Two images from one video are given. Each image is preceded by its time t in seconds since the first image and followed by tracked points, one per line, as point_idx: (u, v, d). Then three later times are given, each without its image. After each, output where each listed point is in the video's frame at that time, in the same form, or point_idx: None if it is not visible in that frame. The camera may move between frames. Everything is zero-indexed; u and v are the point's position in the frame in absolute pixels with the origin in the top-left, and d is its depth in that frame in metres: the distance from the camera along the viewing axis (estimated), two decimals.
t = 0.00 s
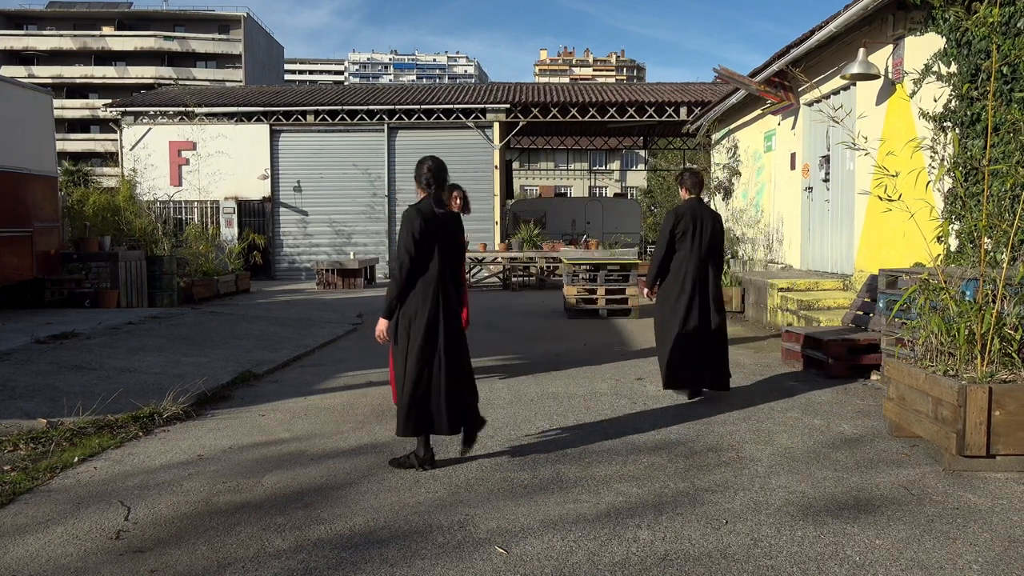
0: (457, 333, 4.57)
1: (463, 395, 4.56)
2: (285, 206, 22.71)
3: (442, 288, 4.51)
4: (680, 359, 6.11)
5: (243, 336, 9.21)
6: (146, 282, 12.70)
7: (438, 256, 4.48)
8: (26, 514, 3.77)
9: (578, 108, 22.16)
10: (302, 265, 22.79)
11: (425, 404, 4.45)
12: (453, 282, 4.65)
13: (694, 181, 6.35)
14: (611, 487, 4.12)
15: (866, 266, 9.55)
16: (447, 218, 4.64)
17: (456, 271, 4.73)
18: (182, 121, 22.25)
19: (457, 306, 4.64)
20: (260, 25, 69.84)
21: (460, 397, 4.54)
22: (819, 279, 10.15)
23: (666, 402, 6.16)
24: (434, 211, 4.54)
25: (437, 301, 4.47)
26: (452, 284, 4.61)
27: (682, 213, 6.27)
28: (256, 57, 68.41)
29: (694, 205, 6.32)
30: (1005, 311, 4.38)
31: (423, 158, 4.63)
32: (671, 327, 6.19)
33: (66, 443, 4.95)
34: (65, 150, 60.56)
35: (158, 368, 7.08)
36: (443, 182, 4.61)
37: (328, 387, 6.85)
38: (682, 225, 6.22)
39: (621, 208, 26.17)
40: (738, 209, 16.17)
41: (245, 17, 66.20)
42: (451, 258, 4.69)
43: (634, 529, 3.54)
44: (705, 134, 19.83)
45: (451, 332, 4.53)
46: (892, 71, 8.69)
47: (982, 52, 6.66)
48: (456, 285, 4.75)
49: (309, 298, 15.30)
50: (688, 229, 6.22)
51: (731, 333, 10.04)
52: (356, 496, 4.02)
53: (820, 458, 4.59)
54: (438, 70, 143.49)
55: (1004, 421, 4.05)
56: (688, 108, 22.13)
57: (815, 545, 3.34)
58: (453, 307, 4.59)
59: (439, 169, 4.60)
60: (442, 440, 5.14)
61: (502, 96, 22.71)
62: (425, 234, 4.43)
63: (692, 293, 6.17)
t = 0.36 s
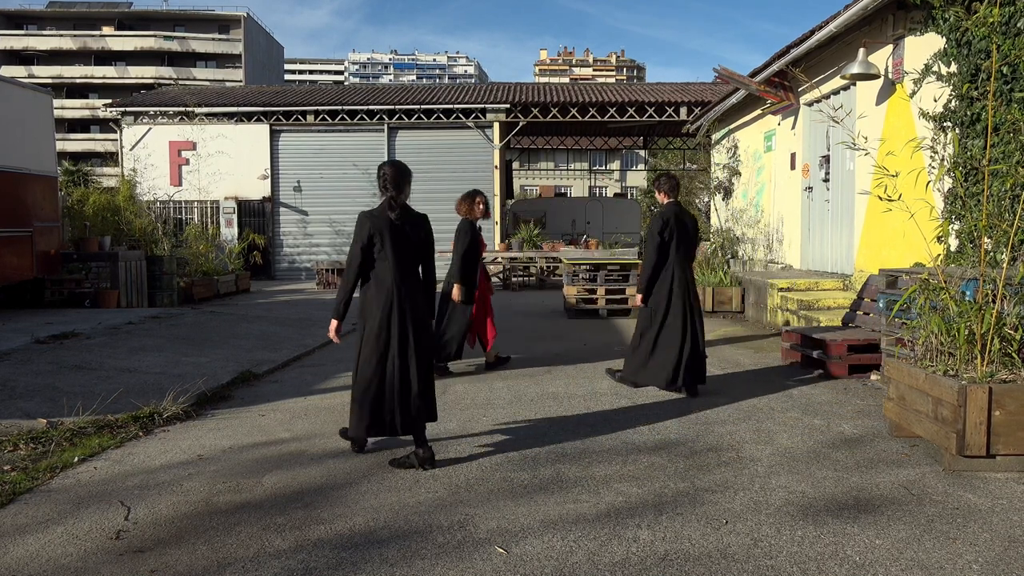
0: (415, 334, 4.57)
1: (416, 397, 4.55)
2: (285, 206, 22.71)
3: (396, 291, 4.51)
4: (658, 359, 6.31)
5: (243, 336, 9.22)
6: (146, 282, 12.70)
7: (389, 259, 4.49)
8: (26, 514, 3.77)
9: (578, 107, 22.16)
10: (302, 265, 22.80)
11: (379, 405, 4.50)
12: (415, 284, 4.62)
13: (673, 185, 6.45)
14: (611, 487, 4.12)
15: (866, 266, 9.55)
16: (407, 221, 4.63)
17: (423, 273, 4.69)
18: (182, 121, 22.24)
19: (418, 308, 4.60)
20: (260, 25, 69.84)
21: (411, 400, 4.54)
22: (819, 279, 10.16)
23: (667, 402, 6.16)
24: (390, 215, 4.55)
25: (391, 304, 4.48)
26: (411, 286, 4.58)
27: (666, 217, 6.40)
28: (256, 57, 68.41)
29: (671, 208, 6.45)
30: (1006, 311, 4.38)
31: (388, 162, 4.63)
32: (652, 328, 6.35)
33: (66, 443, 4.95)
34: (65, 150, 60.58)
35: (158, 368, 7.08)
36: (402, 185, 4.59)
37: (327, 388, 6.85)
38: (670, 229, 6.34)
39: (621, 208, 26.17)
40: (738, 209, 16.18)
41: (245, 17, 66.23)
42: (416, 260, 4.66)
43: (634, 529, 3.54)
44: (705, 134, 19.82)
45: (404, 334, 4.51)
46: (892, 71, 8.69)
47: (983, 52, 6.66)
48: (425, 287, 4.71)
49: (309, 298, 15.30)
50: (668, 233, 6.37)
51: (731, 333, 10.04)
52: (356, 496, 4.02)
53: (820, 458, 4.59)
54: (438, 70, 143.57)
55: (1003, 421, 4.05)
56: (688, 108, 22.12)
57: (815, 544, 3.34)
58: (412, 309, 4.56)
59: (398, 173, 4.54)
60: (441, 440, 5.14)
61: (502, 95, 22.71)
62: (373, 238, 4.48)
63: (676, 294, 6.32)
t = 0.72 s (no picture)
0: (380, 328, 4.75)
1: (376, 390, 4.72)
2: (285, 206, 22.71)
3: (358, 288, 4.70)
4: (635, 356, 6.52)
5: (243, 335, 9.22)
6: (146, 282, 12.70)
7: (350, 257, 4.69)
8: (26, 513, 3.77)
9: (578, 108, 22.16)
10: (302, 265, 22.80)
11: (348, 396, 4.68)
12: (379, 281, 4.81)
13: (639, 186, 6.64)
14: (611, 487, 4.12)
15: (866, 266, 9.55)
16: (372, 221, 4.81)
17: (387, 271, 4.88)
18: (182, 121, 22.24)
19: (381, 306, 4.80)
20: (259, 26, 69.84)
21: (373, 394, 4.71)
22: (819, 278, 10.16)
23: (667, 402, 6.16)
24: (354, 216, 4.73)
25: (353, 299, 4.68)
26: (374, 283, 4.77)
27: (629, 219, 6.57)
28: (256, 57, 68.40)
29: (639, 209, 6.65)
30: (1006, 311, 4.38)
31: (354, 162, 4.81)
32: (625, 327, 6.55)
33: (66, 443, 4.95)
34: (65, 150, 60.58)
35: (158, 368, 7.08)
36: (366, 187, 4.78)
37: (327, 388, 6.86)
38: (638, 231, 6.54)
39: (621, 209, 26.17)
40: (737, 209, 16.19)
41: (245, 17, 66.25)
42: (381, 259, 4.84)
43: (634, 529, 3.54)
44: (705, 134, 19.82)
45: (365, 329, 4.69)
46: (892, 71, 8.69)
47: (983, 52, 6.66)
48: (390, 284, 4.90)
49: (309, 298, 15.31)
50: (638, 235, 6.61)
51: (731, 333, 10.04)
52: (356, 496, 4.02)
53: (820, 457, 4.59)
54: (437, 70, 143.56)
55: (1003, 421, 4.05)
56: (688, 108, 22.11)
57: (814, 544, 3.34)
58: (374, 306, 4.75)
59: (362, 175, 4.72)
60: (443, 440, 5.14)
61: (502, 95, 22.70)
62: (337, 239, 4.68)
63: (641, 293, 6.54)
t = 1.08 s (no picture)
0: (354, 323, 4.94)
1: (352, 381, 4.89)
2: (285, 206, 22.71)
3: (330, 284, 4.90)
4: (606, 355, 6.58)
5: (243, 335, 9.22)
6: (146, 281, 12.70)
7: (324, 256, 4.91)
8: (26, 513, 3.77)
9: (578, 107, 22.16)
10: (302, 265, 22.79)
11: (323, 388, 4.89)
12: (358, 276, 5.00)
13: (612, 189, 6.75)
14: (611, 487, 4.12)
15: (866, 266, 9.55)
16: (348, 218, 5.00)
17: (367, 266, 5.05)
18: (183, 121, 22.24)
19: (359, 299, 4.98)
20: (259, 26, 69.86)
21: (350, 385, 4.89)
22: (819, 278, 10.16)
23: (668, 402, 6.16)
24: (329, 214, 4.96)
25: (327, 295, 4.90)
26: (352, 277, 4.96)
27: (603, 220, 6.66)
28: (256, 57, 68.40)
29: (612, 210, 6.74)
30: (1006, 311, 4.38)
31: (331, 166, 5.09)
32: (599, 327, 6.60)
33: (66, 443, 4.95)
34: (65, 150, 60.60)
35: (158, 368, 7.08)
36: (342, 189, 5.01)
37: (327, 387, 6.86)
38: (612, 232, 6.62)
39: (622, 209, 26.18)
40: (737, 208, 16.20)
41: (245, 17, 66.29)
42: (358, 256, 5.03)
43: (634, 529, 3.54)
44: (705, 134, 19.82)
45: (337, 324, 4.89)
46: (892, 71, 8.69)
47: (983, 52, 6.66)
48: (370, 279, 5.08)
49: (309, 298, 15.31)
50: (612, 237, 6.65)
51: (731, 333, 10.04)
52: (356, 496, 4.02)
53: (820, 457, 4.59)
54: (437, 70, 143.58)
55: (1003, 421, 4.05)
56: (688, 108, 22.12)
57: (814, 544, 3.34)
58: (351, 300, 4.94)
59: (335, 177, 4.98)
60: (442, 440, 5.13)
61: (502, 95, 22.70)
62: (311, 238, 4.93)
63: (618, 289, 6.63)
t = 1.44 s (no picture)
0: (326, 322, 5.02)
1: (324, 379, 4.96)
2: (285, 206, 22.70)
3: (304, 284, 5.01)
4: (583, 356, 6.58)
5: (243, 335, 9.21)
6: (146, 281, 12.71)
7: (298, 257, 5.01)
8: (26, 513, 3.77)
9: (578, 107, 22.16)
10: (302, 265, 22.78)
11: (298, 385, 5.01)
12: (330, 277, 5.06)
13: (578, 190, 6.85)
14: (611, 487, 4.12)
15: (866, 266, 9.55)
16: (323, 220, 5.07)
17: (340, 267, 5.11)
18: (182, 121, 22.24)
19: (332, 298, 5.05)
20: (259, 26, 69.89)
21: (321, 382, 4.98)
22: (819, 278, 10.16)
23: (668, 402, 6.16)
24: (304, 216, 5.04)
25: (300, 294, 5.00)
26: (324, 278, 5.03)
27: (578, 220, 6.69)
28: (256, 57, 68.41)
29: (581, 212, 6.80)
30: (1006, 311, 4.38)
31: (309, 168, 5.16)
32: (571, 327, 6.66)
33: (66, 443, 4.96)
34: (65, 150, 60.62)
35: (158, 368, 7.08)
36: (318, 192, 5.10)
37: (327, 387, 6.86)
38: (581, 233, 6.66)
39: (622, 209, 26.18)
40: (737, 208, 16.21)
41: (245, 17, 66.32)
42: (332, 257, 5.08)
43: (634, 529, 3.54)
44: (705, 134, 19.83)
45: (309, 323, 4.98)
46: (892, 71, 8.69)
47: (983, 52, 6.66)
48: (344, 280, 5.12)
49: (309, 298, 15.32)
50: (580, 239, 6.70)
51: (731, 333, 10.04)
52: (356, 496, 4.02)
53: (820, 457, 4.59)
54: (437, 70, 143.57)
55: (1003, 421, 4.05)
56: (688, 108, 22.12)
57: (814, 544, 3.34)
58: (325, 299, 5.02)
59: (311, 180, 5.06)
60: (442, 440, 5.13)
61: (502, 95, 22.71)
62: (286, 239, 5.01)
63: (596, 290, 6.66)
